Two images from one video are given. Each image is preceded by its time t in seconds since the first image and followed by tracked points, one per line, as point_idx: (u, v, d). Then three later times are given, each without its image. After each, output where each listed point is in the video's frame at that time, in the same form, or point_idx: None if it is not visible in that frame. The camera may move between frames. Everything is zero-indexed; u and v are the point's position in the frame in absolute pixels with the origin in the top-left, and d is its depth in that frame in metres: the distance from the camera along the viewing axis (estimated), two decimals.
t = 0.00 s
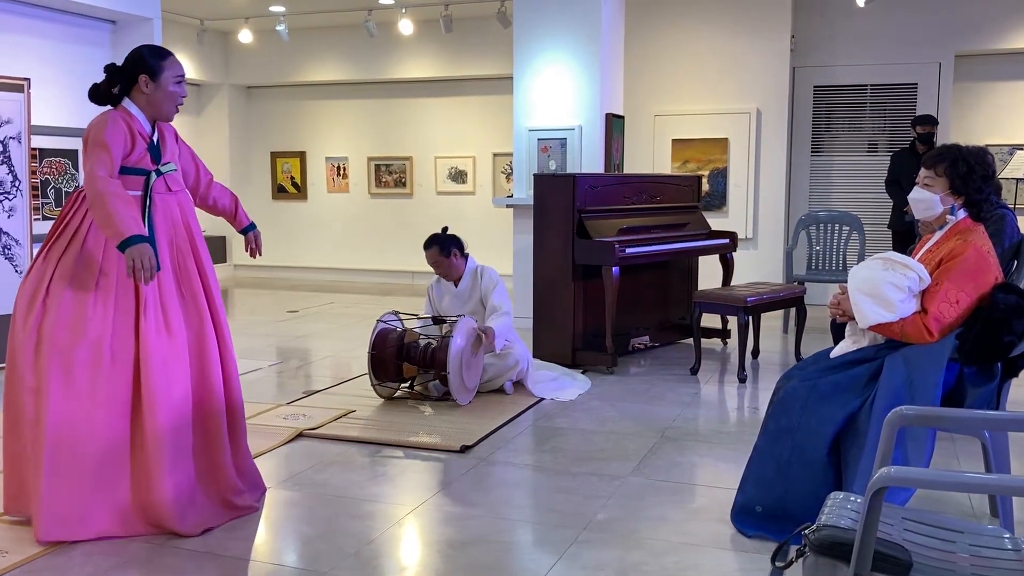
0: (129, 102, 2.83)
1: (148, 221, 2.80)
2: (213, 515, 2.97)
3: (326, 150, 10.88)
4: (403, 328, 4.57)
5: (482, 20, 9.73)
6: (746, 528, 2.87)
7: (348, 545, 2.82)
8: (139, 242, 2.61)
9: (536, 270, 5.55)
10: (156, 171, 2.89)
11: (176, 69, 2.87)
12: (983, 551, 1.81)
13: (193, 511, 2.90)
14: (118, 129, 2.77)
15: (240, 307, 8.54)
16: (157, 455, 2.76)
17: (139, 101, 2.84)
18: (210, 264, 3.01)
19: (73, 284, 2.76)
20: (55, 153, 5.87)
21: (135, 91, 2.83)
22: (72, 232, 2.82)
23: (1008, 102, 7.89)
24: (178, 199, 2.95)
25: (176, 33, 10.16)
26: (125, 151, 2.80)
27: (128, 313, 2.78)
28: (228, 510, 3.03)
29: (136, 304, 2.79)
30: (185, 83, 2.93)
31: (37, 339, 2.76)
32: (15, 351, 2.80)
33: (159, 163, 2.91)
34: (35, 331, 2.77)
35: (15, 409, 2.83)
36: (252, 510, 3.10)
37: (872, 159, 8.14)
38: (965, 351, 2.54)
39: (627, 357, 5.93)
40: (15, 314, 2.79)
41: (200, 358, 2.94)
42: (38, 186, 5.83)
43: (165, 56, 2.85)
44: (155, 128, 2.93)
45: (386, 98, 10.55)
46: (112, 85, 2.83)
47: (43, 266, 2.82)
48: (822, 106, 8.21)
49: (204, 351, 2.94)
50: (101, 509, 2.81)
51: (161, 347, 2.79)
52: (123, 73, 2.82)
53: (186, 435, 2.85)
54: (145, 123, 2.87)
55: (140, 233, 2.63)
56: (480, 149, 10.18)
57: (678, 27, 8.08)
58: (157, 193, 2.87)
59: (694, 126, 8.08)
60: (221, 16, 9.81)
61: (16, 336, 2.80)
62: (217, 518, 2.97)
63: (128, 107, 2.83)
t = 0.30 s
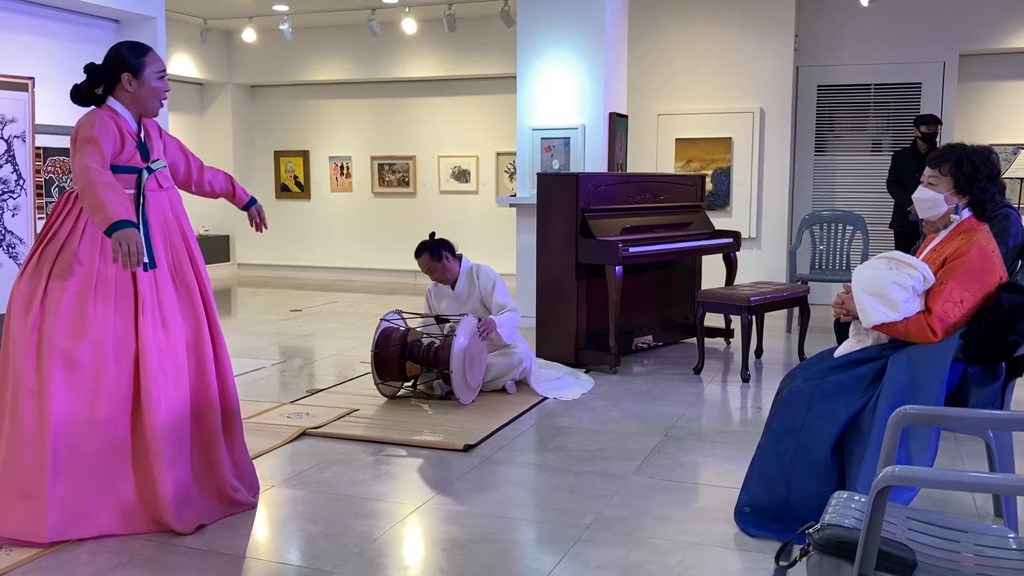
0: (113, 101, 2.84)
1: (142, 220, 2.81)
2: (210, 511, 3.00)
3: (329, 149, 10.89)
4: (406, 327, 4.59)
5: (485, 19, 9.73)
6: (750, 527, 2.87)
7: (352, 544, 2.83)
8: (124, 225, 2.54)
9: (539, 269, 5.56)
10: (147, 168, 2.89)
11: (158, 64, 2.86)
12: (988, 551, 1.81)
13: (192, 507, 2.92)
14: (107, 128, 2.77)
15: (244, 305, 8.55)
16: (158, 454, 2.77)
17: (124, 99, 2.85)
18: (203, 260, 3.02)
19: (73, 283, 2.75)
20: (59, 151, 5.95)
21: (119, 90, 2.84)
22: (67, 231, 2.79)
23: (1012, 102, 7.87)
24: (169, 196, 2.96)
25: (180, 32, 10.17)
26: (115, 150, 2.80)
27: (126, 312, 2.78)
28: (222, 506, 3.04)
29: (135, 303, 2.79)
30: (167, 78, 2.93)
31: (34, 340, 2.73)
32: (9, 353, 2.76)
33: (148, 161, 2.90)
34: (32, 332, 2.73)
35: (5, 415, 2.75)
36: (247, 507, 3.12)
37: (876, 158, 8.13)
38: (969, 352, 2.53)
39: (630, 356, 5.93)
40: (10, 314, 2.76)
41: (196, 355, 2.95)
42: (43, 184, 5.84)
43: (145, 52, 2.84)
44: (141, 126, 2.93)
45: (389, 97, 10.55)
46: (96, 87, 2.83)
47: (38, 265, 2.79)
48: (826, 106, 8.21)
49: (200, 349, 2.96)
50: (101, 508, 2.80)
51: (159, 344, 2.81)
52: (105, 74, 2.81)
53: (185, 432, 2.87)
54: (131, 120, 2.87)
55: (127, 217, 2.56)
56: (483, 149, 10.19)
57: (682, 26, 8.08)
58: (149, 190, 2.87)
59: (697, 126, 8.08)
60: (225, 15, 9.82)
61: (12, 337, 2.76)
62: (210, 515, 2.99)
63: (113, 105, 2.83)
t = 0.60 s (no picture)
0: (104, 101, 2.84)
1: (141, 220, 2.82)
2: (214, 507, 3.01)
3: (332, 148, 10.90)
4: (415, 326, 4.59)
5: (488, 18, 9.72)
6: (752, 527, 2.86)
7: (354, 543, 2.83)
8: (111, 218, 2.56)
9: (542, 268, 5.56)
10: (143, 167, 2.90)
11: (145, 61, 2.87)
12: (992, 550, 1.81)
13: (198, 503, 2.94)
14: (100, 129, 2.77)
15: (247, 305, 8.55)
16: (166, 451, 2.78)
17: (114, 99, 2.85)
18: (201, 258, 3.04)
19: (76, 282, 2.75)
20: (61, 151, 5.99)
21: (108, 90, 2.84)
22: (65, 231, 2.79)
23: (1016, 101, 7.86)
24: (165, 195, 2.97)
25: (184, 32, 10.18)
26: (109, 151, 2.80)
27: (130, 310, 2.79)
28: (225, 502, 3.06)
29: (139, 301, 2.80)
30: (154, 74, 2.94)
31: (38, 341, 2.72)
32: (11, 354, 2.74)
33: (144, 160, 2.91)
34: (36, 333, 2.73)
35: (7, 418, 2.73)
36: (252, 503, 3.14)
37: (879, 157, 8.12)
38: (972, 351, 2.53)
39: (633, 355, 5.93)
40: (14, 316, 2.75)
41: (201, 353, 2.96)
42: (47, 183, 5.85)
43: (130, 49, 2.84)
44: (132, 125, 2.93)
45: (392, 96, 10.56)
46: (86, 91, 2.82)
47: (40, 266, 2.79)
48: (829, 105, 8.20)
49: (205, 346, 2.97)
50: (108, 504, 2.82)
51: (163, 342, 2.83)
52: (93, 75, 2.81)
53: (191, 429, 2.88)
54: (123, 119, 2.88)
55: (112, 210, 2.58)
56: (486, 148, 10.19)
57: (685, 25, 8.07)
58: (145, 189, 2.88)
59: (701, 125, 8.07)
60: (228, 14, 9.83)
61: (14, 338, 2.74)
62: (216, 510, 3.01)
63: (103, 105, 2.83)
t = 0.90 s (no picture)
0: (106, 115, 2.85)
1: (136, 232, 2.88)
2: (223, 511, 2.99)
3: (335, 148, 10.91)
4: (417, 325, 4.58)
5: (491, 17, 9.72)
6: (755, 526, 2.86)
7: (356, 542, 2.83)
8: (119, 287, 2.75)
9: (545, 267, 5.55)
10: (140, 182, 2.93)
11: (147, 74, 2.89)
12: (994, 550, 1.81)
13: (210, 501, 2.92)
14: (99, 142, 2.79)
15: (250, 304, 8.56)
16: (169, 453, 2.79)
17: (115, 112, 2.86)
18: (202, 270, 3.10)
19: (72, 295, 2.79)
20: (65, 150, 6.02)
21: (111, 103, 2.85)
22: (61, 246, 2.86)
23: (1020, 99, 7.84)
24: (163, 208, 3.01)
25: (187, 31, 10.20)
26: (109, 166, 2.82)
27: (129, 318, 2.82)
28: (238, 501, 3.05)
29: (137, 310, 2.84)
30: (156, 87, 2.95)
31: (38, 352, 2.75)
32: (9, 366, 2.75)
33: (142, 174, 2.94)
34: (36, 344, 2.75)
35: (6, 429, 2.73)
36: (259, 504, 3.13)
37: (882, 157, 8.11)
38: (975, 350, 2.54)
39: (635, 355, 5.93)
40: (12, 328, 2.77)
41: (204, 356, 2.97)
42: (50, 181, 5.89)
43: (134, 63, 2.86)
44: (131, 138, 2.95)
45: (394, 96, 10.56)
46: (88, 102, 2.83)
47: (35, 280, 2.82)
48: (832, 105, 8.20)
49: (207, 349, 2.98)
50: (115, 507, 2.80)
51: (164, 348, 2.85)
52: (95, 87, 2.82)
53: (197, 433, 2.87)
54: (125, 134, 2.90)
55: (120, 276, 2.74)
56: (488, 147, 10.19)
57: (686, 25, 8.07)
58: (143, 203, 2.93)
59: (703, 125, 8.07)
60: (231, 13, 9.83)
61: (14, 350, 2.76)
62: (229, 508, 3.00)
63: (104, 119, 2.85)
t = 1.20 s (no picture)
0: (116, 114, 2.85)
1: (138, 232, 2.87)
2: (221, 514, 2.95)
3: (337, 147, 10.91)
4: (418, 325, 4.58)
5: (493, 17, 9.72)
6: (757, 526, 2.85)
7: (358, 541, 2.83)
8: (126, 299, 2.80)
9: (546, 267, 5.55)
10: (141, 182, 2.93)
11: (161, 76, 2.88)
12: (996, 550, 1.81)
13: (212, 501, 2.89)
14: (102, 140, 2.80)
15: (252, 303, 8.56)
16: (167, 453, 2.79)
17: (124, 111, 2.86)
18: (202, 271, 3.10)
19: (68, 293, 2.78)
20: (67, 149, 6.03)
21: (121, 102, 2.85)
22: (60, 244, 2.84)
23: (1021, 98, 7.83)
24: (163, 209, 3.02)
25: (189, 30, 10.21)
26: (111, 164, 2.83)
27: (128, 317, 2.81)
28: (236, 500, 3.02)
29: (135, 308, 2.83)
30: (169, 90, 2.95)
31: (35, 349, 2.73)
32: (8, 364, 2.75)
33: (144, 174, 2.95)
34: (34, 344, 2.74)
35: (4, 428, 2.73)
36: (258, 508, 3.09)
37: (884, 156, 8.10)
38: (978, 350, 2.55)
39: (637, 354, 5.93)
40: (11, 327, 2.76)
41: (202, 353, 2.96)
42: (52, 181, 5.90)
43: (150, 66, 2.87)
44: (138, 139, 2.96)
45: (396, 95, 10.56)
46: (97, 98, 2.83)
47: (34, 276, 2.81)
48: (834, 105, 8.19)
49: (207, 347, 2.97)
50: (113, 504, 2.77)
51: (162, 349, 2.85)
52: (107, 85, 2.82)
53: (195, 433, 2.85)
54: (133, 135, 2.91)
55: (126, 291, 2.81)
56: (490, 146, 10.18)
57: (688, 24, 8.07)
58: (143, 203, 2.93)
59: (705, 124, 8.06)
60: (233, 13, 9.83)
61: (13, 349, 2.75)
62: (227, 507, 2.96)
63: (113, 119, 2.85)
